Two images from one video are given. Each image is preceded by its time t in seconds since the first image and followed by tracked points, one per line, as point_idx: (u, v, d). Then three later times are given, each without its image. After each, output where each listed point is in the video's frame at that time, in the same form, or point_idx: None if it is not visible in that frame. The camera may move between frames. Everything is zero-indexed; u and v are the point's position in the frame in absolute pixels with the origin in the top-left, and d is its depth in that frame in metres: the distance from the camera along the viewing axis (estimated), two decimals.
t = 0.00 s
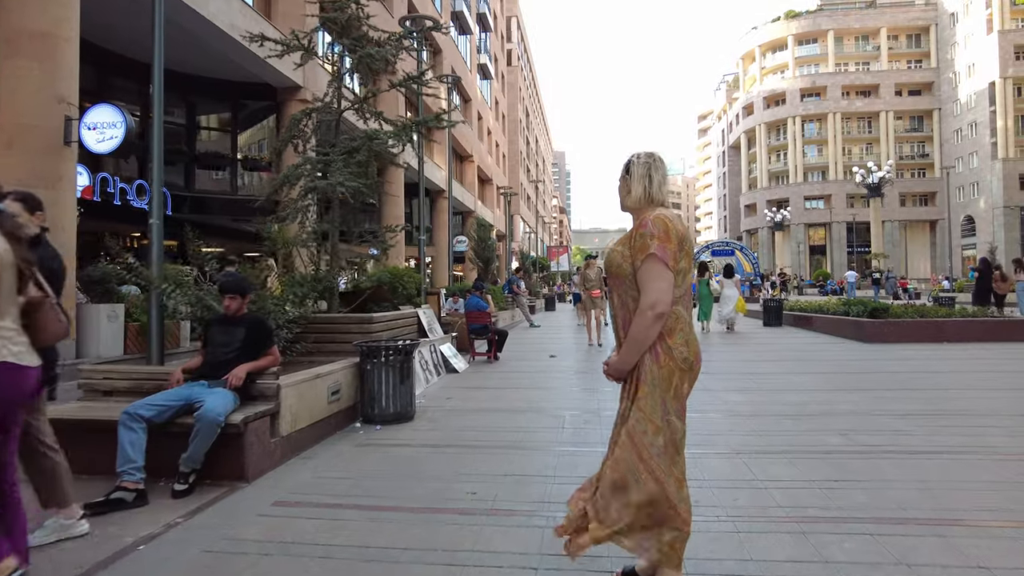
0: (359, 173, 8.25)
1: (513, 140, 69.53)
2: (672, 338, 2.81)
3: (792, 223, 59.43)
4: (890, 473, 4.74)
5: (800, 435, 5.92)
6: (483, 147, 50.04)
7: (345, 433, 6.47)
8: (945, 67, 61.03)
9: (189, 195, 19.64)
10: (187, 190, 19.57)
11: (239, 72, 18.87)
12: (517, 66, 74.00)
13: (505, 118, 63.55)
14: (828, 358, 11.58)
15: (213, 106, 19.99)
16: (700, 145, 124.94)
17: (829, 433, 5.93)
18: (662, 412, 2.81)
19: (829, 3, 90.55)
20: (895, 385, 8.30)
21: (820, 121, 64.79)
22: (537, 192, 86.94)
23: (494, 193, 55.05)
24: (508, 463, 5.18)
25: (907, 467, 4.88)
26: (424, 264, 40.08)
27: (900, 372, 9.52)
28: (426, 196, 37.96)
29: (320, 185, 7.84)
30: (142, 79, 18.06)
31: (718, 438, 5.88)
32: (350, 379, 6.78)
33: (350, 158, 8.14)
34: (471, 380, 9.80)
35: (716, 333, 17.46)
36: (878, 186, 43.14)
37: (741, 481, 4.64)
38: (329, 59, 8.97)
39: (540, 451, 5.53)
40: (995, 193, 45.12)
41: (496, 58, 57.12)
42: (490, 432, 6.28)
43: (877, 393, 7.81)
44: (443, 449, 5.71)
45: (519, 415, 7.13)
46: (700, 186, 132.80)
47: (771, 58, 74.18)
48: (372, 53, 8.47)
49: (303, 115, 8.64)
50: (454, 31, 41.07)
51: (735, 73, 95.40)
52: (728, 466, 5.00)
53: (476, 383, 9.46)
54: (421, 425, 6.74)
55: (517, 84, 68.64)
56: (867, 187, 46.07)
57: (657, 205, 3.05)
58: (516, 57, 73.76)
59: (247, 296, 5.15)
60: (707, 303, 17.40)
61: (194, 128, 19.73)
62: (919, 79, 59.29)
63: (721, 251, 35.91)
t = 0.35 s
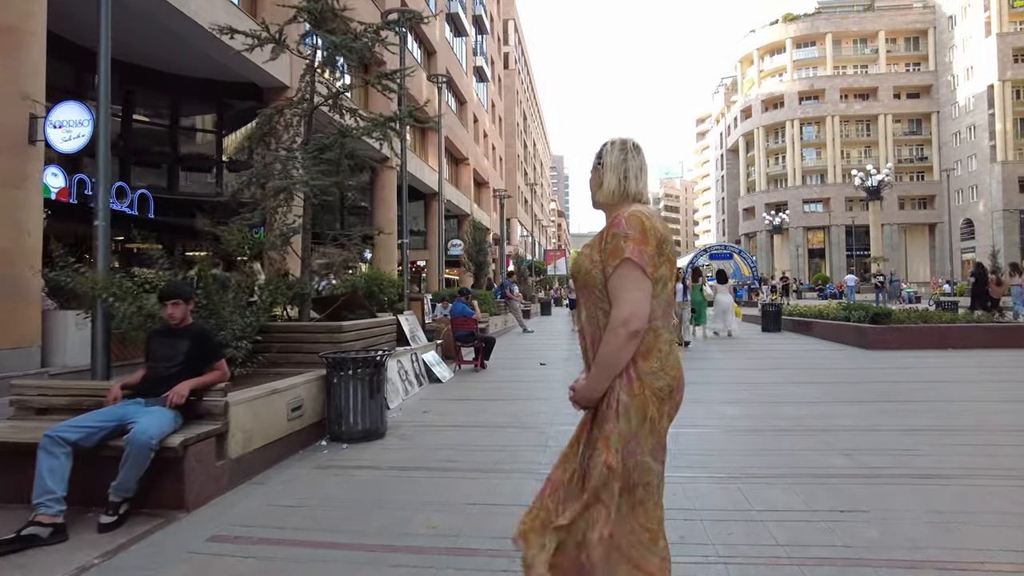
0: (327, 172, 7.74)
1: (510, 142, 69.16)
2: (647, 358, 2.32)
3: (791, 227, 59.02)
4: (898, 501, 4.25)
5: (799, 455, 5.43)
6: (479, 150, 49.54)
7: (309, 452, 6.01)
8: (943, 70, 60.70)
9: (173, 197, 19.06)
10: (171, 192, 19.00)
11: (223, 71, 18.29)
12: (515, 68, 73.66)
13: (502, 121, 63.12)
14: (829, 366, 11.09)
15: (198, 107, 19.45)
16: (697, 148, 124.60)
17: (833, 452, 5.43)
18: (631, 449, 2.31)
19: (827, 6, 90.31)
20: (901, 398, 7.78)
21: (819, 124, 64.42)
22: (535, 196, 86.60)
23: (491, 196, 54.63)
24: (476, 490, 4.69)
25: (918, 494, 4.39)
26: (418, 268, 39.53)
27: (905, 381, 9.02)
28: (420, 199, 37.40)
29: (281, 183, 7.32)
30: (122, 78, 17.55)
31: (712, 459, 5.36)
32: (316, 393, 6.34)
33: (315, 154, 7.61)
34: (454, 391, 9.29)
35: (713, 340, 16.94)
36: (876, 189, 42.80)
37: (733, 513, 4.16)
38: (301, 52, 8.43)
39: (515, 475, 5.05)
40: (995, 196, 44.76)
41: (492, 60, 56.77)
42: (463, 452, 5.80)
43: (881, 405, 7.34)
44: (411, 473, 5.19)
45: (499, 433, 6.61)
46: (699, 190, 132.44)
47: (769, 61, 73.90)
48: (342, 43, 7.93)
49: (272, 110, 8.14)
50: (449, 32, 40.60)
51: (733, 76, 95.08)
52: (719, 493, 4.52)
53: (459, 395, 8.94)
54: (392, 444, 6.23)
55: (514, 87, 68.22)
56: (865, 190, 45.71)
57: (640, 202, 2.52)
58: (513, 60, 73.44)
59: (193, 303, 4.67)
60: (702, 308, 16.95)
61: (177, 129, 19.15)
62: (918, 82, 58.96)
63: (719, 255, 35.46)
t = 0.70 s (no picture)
0: (290, 167, 7.32)
1: (508, 147, 68.83)
2: (585, 379, 1.86)
3: (790, 231, 58.56)
4: (903, 534, 3.76)
5: (792, 475, 4.95)
6: (475, 154, 49.17)
7: (258, 472, 5.52)
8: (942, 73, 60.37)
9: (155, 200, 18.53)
10: (153, 195, 18.48)
11: (205, 71, 17.83)
12: (513, 72, 73.39)
13: (500, 125, 62.78)
14: (827, 373, 10.59)
15: (181, 107, 18.95)
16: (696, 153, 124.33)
17: (828, 472, 4.95)
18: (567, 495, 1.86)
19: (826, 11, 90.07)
20: (902, 409, 7.30)
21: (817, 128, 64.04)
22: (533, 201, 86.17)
23: (486, 200, 54.29)
24: (431, 520, 4.21)
25: (926, 524, 3.91)
26: (412, 273, 39.10)
27: (906, 391, 8.54)
28: (414, 203, 36.95)
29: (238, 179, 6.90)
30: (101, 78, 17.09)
31: (693, 480, 4.89)
32: (268, 406, 5.86)
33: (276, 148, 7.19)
34: (431, 402, 8.80)
35: (707, 345, 16.46)
36: (876, 193, 42.39)
37: (716, 547, 3.68)
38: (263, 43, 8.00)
39: (476, 500, 4.56)
40: (995, 200, 44.43)
41: (489, 64, 56.45)
42: (425, 473, 5.32)
43: (881, 418, 6.85)
44: (362, 498, 4.70)
45: (468, 449, 6.11)
46: (698, 194, 132.04)
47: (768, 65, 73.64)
48: (303, 30, 7.55)
49: (235, 104, 7.71)
50: (444, 35, 40.25)
51: (731, 81, 94.85)
52: (701, 523, 4.04)
53: (435, 406, 8.46)
54: (349, 463, 5.73)
55: (511, 91, 67.99)
56: (865, 194, 45.29)
57: (583, 182, 2.05)
58: (511, 64, 73.17)
59: (117, 309, 4.17)
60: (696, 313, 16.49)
61: (160, 130, 18.65)
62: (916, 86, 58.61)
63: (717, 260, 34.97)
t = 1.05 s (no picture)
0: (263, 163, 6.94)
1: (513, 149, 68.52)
2: (500, 416, 1.41)
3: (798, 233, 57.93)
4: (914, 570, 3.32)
5: (792, 496, 4.49)
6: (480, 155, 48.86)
7: (213, 491, 5.10)
8: (953, 72, 59.54)
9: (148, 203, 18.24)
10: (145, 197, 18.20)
11: (197, 71, 17.50)
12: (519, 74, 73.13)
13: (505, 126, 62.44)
14: (834, 379, 10.08)
15: (173, 107, 18.66)
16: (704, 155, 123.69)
17: (832, 495, 4.47)
18: (476, 565, 1.42)
19: (834, 12, 89.29)
20: (914, 419, 6.83)
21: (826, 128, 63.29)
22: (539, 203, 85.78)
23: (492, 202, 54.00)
24: (388, 551, 3.80)
25: (940, 557, 3.46)
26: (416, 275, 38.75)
27: (919, 400, 8.01)
28: (418, 205, 36.61)
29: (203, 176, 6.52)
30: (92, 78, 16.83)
31: (681, 504, 4.42)
32: (228, 419, 5.44)
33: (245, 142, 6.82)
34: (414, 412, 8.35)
35: (711, 350, 15.95)
36: (885, 194, 41.77)
37: None
38: (238, 34, 7.58)
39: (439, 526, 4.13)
40: (1007, 200, 43.68)
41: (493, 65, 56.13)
42: (393, 493, 4.92)
43: (891, 430, 6.37)
44: (318, 523, 4.32)
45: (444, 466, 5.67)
46: (706, 196, 131.31)
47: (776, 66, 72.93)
48: (279, 20, 7.13)
49: (207, 99, 7.28)
50: (447, 36, 39.87)
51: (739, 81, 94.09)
52: (687, 554, 3.61)
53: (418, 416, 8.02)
54: (313, 481, 5.30)
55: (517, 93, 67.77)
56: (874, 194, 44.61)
57: (511, 164, 1.61)
58: (517, 66, 72.88)
59: (39, 318, 3.78)
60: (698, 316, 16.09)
61: (152, 131, 18.45)
62: (927, 85, 57.77)
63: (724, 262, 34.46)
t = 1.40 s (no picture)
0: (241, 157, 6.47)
1: (529, 149, 68.02)
2: (347, 484, 0.97)
3: (819, 233, 56.77)
4: None
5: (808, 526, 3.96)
6: (494, 156, 48.49)
7: (172, 508, 4.70)
8: (980, 68, 57.88)
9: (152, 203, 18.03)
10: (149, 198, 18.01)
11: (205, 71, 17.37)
12: (535, 74, 72.60)
13: (520, 127, 61.95)
14: (856, 386, 9.45)
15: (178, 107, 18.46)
16: (724, 154, 122.15)
17: (853, 526, 3.93)
18: None
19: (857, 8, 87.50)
20: (946, 434, 6.22)
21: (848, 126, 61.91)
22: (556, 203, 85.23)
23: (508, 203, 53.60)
24: None
25: None
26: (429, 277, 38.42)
27: (948, 411, 7.40)
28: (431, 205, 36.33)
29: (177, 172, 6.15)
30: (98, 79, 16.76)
31: (678, 534, 3.92)
32: (192, 431, 5.03)
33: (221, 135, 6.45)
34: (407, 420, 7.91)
35: (727, 353, 15.34)
36: (909, 193, 40.61)
37: None
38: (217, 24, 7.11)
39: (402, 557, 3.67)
40: None
41: (508, 65, 55.69)
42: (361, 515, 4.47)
43: (920, 446, 5.78)
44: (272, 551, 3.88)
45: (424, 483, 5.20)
46: (726, 196, 129.69)
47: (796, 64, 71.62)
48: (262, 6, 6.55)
49: (184, 93, 7.00)
50: (461, 35, 39.47)
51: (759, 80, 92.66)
52: None
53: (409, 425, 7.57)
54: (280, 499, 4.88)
55: (534, 93, 67.26)
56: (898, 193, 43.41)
57: (391, 121, 1.14)
58: (533, 65, 72.46)
59: None
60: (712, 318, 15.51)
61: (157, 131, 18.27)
62: (953, 81, 56.20)
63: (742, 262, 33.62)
